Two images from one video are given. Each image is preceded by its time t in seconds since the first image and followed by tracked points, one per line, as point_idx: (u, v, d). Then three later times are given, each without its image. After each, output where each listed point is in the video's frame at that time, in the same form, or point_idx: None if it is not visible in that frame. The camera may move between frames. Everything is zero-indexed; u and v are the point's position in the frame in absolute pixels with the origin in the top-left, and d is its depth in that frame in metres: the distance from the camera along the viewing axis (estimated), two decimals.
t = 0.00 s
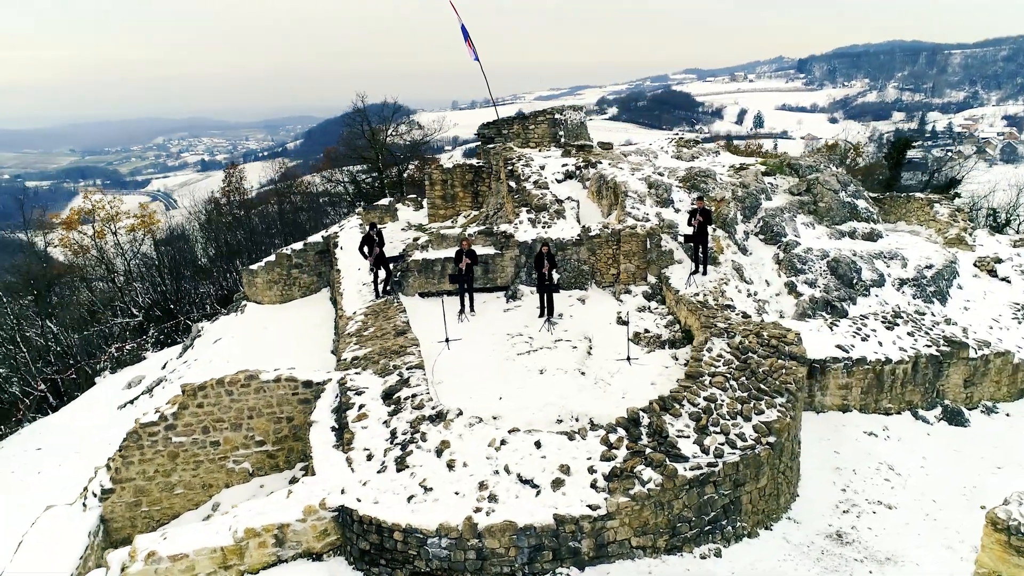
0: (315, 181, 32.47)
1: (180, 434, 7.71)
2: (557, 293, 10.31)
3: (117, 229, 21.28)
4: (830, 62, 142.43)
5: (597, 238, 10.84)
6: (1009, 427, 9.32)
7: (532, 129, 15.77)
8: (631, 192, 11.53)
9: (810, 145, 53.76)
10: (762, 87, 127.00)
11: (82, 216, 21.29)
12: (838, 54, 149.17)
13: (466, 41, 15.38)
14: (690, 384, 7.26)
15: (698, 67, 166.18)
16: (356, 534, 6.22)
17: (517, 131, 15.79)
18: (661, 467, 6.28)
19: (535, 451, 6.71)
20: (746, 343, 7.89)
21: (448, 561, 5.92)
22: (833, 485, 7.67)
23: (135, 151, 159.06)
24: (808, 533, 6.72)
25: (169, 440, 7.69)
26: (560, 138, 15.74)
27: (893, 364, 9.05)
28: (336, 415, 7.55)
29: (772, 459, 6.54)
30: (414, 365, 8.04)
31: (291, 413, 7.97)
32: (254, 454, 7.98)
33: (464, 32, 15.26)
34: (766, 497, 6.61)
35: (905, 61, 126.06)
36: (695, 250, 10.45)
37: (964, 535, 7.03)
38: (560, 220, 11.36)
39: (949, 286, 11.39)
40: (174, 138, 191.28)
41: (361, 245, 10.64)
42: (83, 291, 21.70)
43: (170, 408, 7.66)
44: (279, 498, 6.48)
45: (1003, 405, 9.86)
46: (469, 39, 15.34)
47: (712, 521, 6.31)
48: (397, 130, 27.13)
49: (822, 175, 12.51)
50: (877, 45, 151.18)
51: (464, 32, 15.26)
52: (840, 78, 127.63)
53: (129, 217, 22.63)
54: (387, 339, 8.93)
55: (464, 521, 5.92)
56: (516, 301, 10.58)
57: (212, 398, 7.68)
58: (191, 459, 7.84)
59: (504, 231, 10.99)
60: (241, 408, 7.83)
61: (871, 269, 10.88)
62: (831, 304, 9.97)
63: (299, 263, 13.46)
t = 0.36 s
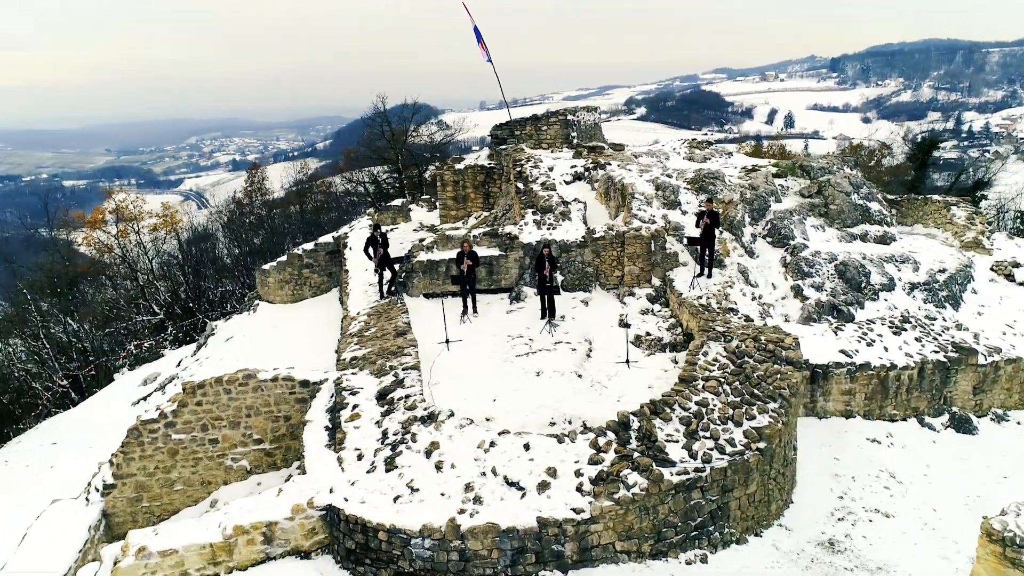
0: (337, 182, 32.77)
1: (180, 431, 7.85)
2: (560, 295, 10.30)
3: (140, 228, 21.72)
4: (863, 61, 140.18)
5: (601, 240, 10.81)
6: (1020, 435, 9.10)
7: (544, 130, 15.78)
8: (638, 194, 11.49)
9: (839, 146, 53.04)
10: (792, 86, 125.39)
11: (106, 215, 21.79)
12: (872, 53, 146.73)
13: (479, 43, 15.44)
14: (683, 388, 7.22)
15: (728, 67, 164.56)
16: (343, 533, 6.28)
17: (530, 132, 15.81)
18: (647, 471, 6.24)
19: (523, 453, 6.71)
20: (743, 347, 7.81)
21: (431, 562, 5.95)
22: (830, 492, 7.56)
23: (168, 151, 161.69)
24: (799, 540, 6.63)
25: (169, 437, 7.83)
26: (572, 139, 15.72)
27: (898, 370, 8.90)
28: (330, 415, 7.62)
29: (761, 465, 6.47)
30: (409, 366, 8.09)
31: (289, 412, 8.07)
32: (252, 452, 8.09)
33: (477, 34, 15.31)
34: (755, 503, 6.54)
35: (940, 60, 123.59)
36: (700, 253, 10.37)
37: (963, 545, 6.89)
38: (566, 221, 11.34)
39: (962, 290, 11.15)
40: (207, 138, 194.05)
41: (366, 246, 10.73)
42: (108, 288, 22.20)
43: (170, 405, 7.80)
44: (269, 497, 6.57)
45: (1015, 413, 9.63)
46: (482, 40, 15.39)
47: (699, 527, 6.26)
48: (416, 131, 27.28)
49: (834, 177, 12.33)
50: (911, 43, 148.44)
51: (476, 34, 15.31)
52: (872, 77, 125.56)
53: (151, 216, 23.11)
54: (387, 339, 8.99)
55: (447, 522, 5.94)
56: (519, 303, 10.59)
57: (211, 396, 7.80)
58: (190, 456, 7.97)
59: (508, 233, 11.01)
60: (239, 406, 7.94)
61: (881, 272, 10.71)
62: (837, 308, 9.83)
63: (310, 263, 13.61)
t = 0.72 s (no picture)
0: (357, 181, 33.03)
1: (178, 428, 7.97)
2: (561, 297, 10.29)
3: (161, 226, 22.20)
4: (895, 60, 137.92)
5: (604, 241, 10.78)
6: None
7: (555, 131, 15.78)
8: (643, 195, 11.45)
9: (866, 147, 52.29)
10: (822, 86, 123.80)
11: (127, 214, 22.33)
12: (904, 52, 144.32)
13: (490, 44, 15.47)
14: (673, 392, 7.17)
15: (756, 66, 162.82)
16: (328, 531, 6.35)
17: (540, 133, 15.81)
18: (630, 475, 6.22)
19: (509, 454, 6.71)
20: (736, 351, 7.74)
21: (412, 561, 5.99)
22: (824, 498, 7.47)
23: (199, 151, 164.10)
24: (787, 547, 6.56)
25: (167, 433, 7.97)
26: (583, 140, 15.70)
27: (900, 375, 8.76)
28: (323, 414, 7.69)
29: (748, 470, 6.41)
30: (403, 366, 8.14)
31: (284, 410, 8.16)
32: (248, 449, 8.20)
33: (488, 35, 15.35)
34: (742, 508, 6.49)
35: (975, 58, 121.21)
36: (703, 255, 10.29)
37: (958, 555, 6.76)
38: (569, 222, 11.33)
39: (974, 294, 10.93)
40: (236, 138, 196.55)
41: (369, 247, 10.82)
42: (130, 286, 22.75)
43: (168, 403, 7.93)
44: (257, 494, 6.65)
45: None
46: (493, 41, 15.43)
47: (682, 531, 6.22)
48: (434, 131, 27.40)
49: (844, 179, 12.17)
50: (945, 42, 145.68)
51: (487, 35, 15.35)
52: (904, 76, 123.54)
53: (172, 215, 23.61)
54: (384, 339, 9.05)
55: (428, 522, 5.97)
56: (520, 304, 10.59)
57: (208, 393, 7.91)
58: (188, 453, 8.09)
59: (511, 234, 11.02)
60: (235, 404, 8.05)
61: (888, 275, 10.54)
62: (841, 312, 9.71)
63: (319, 263, 13.73)
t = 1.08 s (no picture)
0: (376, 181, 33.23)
1: (175, 424, 8.09)
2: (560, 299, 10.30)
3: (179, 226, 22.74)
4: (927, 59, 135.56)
5: (605, 242, 10.73)
6: None
7: (565, 132, 15.76)
8: (647, 197, 11.43)
9: (893, 148, 51.49)
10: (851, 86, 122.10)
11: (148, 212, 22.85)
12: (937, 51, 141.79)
13: (500, 44, 15.48)
14: (661, 394, 7.14)
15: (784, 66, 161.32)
16: (312, 529, 6.41)
17: (550, 133, 15.80)
18: (612, 477, 6.20)
19: (494, 455, 6.72)
20: (729, 354, 7.68)
21: (393, 560, 6.03)
22: (816, 505, 7.37)
23: (227, 151, 166.26)
24: (772, 553, 6.49)
25: (164, 429, 8.09)
26: (593, 140, 15.66)
27: (901, 380, 8.62)
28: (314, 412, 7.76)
29: (733, 474, 6.36)
30: (396, 366, 8.20)
31: (279, 408, 8.26)
32: (243, 447, 8.31)
33: (498, 35, 15.37)
34: (726, 513, 6.44)
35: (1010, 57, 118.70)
36: (705, 257, 10.21)
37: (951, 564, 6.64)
38: (571, 224, 11.31)
39: (984, 298, 10.72)
40: (265, 139, 198.52)
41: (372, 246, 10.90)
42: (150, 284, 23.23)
43: (165, 399, 8.05)
44: (246, 490, 6.74)
45: None
46: (503, 42, 15.45)
47: (664, 535, 6.19)
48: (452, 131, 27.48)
49: (852, 181, 12.01)
50: (979, 40, 142.86)
51: (498, 35, 15.37)
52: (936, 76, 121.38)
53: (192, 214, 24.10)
54: (381, 339, 9.11)
55: (408, 522, 6.00)
56: (520, 305, 10.60)
57: (204, 391, 8.02)
58: (185, 449, 8.21)
59: (513, 234, 11.03)
60: (231, 402, 8.16)
61: (894, 279, 10.38)
62: (843, 315, 9.58)
63: (327, 262, 13.84)
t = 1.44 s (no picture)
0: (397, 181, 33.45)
1: (173, 420, 8.25)
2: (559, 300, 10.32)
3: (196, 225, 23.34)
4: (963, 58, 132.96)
5: (606, 244, 10.78)
6: None
7: (576, 132, 15.73)
8: (651, 198, 11.40)
9: (925, 147, 50.54)
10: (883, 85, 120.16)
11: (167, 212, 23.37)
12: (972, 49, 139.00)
13: (511, 45, 15.51)
14: (649, 397, 7.11)
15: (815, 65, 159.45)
16: (297, 525, 6.49)
17: (561, 133, 15.78)
18: (593, 479, 6.18)
19: (479, 455, 6.73)
20: (720, 357, 7.62)
21: (373, 558, 6.08)
22: (807, 510, 7.27)
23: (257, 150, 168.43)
24: (756, 559, 6.42)
25: (162, 425, 8.24)
26: (603, 141, 15.62)
27: (901, 385, 8.48)
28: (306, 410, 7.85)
29: (716, 478, 6.31)
30: (390, 365, 8.26)
31: (275, 406, 8.38)
32: (239, 443, 8.44)
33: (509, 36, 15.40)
34: (709, 517, 6.39)
35: None
36: (706, 258, 10.12)
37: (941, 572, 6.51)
38: (574, 225, 11.30)
39: (994, 302, 10.49)
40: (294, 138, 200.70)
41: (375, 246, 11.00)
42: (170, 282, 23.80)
43: (163, 395, 8.21)
44: (234, 486, 6.85)
45: None
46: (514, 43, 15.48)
47: (645, 538, 6.16)
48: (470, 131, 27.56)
49: (861, 182, 11.83)
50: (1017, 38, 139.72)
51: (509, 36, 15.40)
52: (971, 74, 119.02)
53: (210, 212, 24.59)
54: (378, 338, 9.19)
55: (389, 520, 6.04)
56: (521, 305, 10.61)
57: (201, 387, 8.17)
58: (182, 444, 8.36)
59: (515, 235, 11.05)
60: (227, 399, 8.30)
61: (900, 282, 10.20)
62: (845, 319, 9.45)
63: (336, 261, 13.98)
